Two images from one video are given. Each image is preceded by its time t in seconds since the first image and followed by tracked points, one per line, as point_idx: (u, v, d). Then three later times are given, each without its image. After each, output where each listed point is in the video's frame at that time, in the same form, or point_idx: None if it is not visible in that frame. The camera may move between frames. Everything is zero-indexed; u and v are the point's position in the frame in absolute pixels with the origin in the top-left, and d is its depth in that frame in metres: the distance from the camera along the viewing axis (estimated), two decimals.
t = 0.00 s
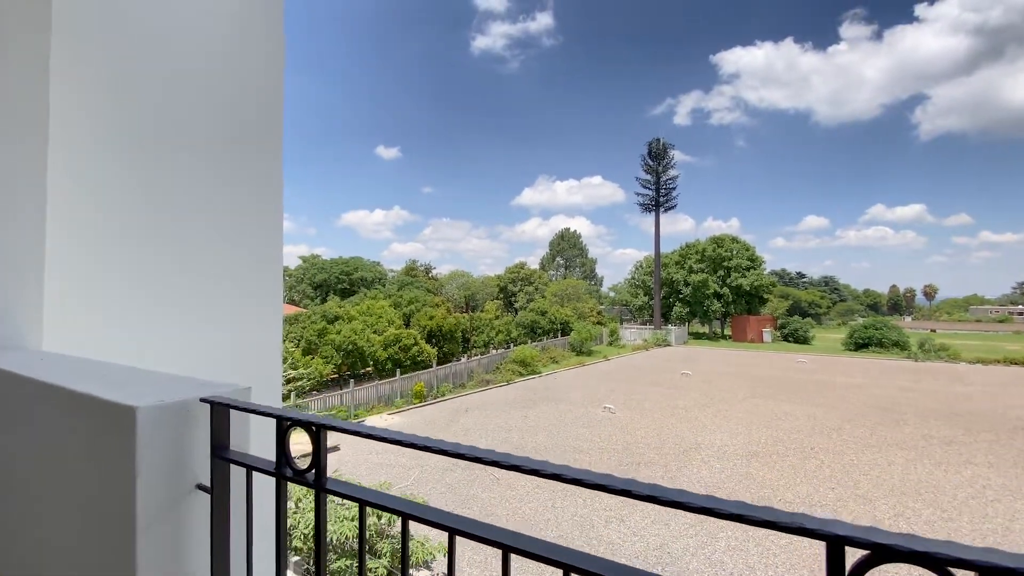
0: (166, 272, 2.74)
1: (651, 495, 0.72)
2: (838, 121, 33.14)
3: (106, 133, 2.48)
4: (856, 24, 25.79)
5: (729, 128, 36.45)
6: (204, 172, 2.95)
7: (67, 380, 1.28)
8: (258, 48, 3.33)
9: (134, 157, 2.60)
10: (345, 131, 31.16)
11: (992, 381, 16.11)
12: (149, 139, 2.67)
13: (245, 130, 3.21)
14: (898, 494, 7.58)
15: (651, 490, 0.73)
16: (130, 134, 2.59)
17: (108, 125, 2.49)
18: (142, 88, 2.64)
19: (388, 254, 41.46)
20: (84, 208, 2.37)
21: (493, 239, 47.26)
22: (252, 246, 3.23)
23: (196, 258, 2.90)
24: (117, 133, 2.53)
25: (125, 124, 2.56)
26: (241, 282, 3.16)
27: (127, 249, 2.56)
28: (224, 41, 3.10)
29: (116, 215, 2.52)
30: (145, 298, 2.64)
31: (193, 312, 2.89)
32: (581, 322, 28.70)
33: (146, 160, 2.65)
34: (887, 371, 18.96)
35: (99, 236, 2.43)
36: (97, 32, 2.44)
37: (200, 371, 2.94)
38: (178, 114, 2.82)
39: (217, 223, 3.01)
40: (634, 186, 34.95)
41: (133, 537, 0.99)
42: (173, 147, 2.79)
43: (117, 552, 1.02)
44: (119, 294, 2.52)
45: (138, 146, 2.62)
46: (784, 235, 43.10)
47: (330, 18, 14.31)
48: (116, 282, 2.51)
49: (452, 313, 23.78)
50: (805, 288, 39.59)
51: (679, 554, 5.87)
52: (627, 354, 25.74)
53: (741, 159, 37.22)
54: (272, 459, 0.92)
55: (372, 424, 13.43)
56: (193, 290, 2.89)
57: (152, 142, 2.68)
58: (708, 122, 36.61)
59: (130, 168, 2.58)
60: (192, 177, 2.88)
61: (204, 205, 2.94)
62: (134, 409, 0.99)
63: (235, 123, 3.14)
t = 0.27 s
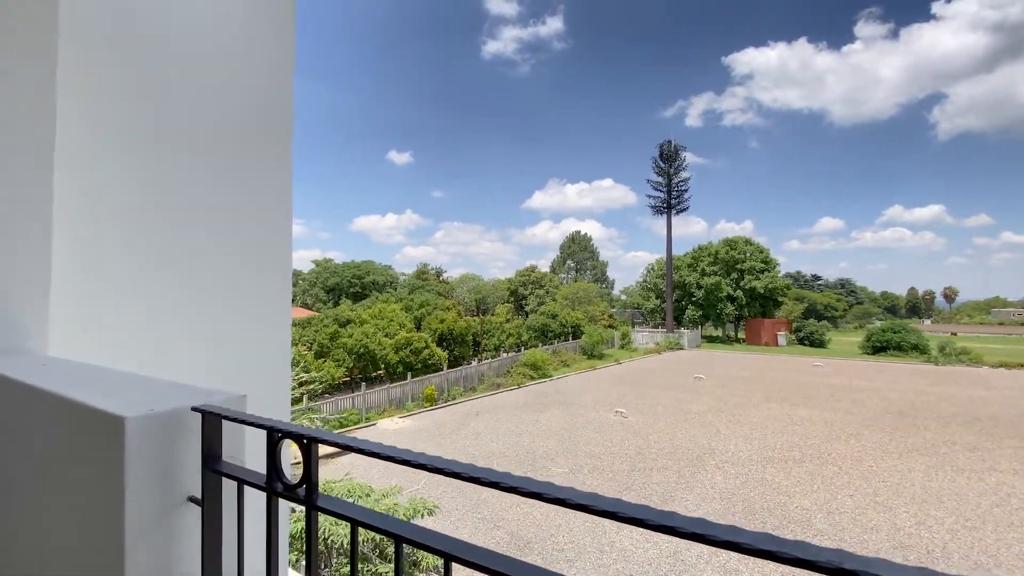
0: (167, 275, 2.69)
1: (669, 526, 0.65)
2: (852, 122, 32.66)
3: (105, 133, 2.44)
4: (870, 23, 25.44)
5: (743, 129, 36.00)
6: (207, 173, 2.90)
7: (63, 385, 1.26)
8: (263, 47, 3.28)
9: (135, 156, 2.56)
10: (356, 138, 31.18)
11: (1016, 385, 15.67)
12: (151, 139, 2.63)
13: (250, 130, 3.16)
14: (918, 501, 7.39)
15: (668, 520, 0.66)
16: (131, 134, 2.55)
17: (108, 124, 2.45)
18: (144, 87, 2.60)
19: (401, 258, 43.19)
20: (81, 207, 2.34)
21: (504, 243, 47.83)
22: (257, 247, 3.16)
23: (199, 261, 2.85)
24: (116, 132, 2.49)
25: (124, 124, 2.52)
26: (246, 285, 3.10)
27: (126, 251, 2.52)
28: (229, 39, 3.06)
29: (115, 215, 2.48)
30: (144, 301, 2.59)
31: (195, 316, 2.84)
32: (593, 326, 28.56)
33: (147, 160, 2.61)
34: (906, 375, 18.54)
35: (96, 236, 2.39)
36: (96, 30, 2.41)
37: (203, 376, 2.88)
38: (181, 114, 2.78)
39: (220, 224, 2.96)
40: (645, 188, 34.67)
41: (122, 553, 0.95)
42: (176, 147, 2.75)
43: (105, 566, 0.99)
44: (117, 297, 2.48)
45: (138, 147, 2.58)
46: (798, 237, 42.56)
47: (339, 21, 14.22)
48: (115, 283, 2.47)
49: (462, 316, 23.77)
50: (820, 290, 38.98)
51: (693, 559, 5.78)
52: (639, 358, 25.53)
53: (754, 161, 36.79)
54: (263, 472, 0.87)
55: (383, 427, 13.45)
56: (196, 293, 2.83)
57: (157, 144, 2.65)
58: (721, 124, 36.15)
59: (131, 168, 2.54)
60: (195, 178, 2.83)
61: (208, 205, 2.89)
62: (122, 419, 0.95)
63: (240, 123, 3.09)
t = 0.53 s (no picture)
0: (169, 274, 2.68)
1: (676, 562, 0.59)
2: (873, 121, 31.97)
3: (110, 132, 2.43)
4: (891, 20, 24.88)
5: (760, 129, 35.49)
6: (210, 171, 2.90)
7: (63, 390, 1.23)
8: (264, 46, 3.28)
9: (138, 155, 2.55)
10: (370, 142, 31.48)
11: None
12: (153, 138, 2.63)
13: (251, 129, 3.16)
14: (944, 510, 7.15)
15: (677, 553, 0.60)
16: (135, 134, 2.54)
17: (112, 122, 2.44)
18: (145, 84, 2.59)
19: (416, 260, 43.44)
20: (87, 205, 2.32)
21: (518, 246, 47.84)
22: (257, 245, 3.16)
23: (201, 260, 2.84)
24: (120, 129, 2.48)
25: (129, 123, 2.51)
26: (246, 285, 3.10)
27: (129, 249, 2.50)
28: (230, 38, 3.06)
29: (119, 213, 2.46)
30: (147, 300, 2.58)
31: (196, 316, 2.82)
32: (607, 328, 28.37)
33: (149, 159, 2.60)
34: (931, 379, 18.02)
35: (102, 235, 2.37)
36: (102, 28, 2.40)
37: (204, 376, 2.86)
38: (183, 112, 2.77)
39: (222, 223, 2.95)
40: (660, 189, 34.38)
41: (117, 564, 0.92)
42: (179, 145, 2.74)
43: None
44: (120, 296, 2.46)
45: (142, 146, 2.57)
46: (817, 238, 41.81)
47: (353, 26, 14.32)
48: (119, 282, 2.46)
49: (476, 319, 23.80)
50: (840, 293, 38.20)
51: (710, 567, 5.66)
52: (654, 361, 25.26)
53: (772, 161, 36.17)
54: (256, 485, 0.84)
55: (397, 429, 13.49)
56: (197, 293, 2.82)
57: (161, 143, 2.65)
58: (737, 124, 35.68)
59: (136, 167, 2.54)
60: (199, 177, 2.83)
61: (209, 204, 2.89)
62: (116, 427, 0.92)
63: (242, 122, 3.09)
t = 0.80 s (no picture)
0: (173, 271, 2.66)
1: None
2: (904, 118, 30.95)
3: (117, 131, 2.44)
4: (922, 14, 24.09)
5: (784, 128, 34.70)
6: (215, 169, 2.89)
7: (75, 395, 1.24)
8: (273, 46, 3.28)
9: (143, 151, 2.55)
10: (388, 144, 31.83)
11: None
12: (160, 137, 2.63)
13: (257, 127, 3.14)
14: (982, 521, 6.84)
15: None
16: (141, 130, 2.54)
17: (119, 121, 2.45)
18: (153, 83, 2.60)
19: (434, 263, 43.69)
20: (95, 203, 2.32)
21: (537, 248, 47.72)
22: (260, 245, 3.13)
23: (205, 258, 2.83)
24: (127, 127, 2.48)
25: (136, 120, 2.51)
26: (250, 283, 3.08)
27: (132, 246, 2.49)
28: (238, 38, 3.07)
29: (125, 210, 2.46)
30: (151, 296, 2.57)
31: (199, 315, 2.81)
32: (627, 331, 28.07)
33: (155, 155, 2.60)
34: (966, 385, 17.33)
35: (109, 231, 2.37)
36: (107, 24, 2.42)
37: (205, 376, 2.84)
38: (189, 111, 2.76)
39: (226, 223, 2.94)
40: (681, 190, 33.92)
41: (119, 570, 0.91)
42: (185, 143, 2.74)
43: None
44: (125, 293, 2.46)
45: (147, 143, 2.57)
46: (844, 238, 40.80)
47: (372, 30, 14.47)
48: (125, 281, 2.46)
49: (495, 321, 23.78)
50: (869, 295, 37.04)
51: None
52: (675, 364, 24.87)
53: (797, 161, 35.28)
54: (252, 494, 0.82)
55: (416, 430, 13.56)
56: (200, 291, 2.81)
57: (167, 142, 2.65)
58: (761, 123, 34.98)
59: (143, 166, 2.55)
60: (206, 175, 2.83)
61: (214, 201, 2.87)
62: (119, 433, 0.92)
63: (246, 121, 3.07)
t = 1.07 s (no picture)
0: (186, 272, 2.74)
1: None
2: (944, 112, 29.66)
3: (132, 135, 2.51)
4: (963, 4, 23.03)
5: (816, 125, 33.69)
6: (224, 173, 2.98)
7: (105, 398, 1.29)
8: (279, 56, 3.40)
9: (160, 155, 2.63)
10: (414, 147, 32.26)
11: None
12: (173, 140, 2.70)
13: (264, 134, 3.25)
14: None
15: None
16: (157, 134, 2.62)
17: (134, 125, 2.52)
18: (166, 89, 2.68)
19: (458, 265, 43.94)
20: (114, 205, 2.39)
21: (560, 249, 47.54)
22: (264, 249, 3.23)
23: (214, 261, 2.92)
24: (145, 132, 2.56)
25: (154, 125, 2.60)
26: (255, 285, 3.17)
27: (144, 247, 2.57)
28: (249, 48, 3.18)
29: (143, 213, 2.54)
30: (166, 297, 2.65)
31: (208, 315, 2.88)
32: (652, 334, 27.68)
33: (170, 159, 2.68)
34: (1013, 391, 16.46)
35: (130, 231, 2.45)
36: (127, 30, 2.50)
37: (212, 375, 2.90)
38: (200, 117, 2.85)
39: (234, 225, 3.03)
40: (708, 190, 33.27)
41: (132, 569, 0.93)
42: (197, 147, 2.82)
43: None
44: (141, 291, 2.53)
45: (163, 146, 2.64)
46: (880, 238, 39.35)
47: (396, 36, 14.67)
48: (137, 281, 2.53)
49: (518, 323, 23.76)
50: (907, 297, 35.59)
51: None
52: (702, 368, 24.37)
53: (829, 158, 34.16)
54: (259, 499, 0.83)
55: (439, 431, 13.64)
56: (209, 292, 2.89)
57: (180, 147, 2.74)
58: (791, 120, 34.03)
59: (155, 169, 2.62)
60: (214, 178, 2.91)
61: (223, 206, 2.97)
62: (134, 435, 0.94)
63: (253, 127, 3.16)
